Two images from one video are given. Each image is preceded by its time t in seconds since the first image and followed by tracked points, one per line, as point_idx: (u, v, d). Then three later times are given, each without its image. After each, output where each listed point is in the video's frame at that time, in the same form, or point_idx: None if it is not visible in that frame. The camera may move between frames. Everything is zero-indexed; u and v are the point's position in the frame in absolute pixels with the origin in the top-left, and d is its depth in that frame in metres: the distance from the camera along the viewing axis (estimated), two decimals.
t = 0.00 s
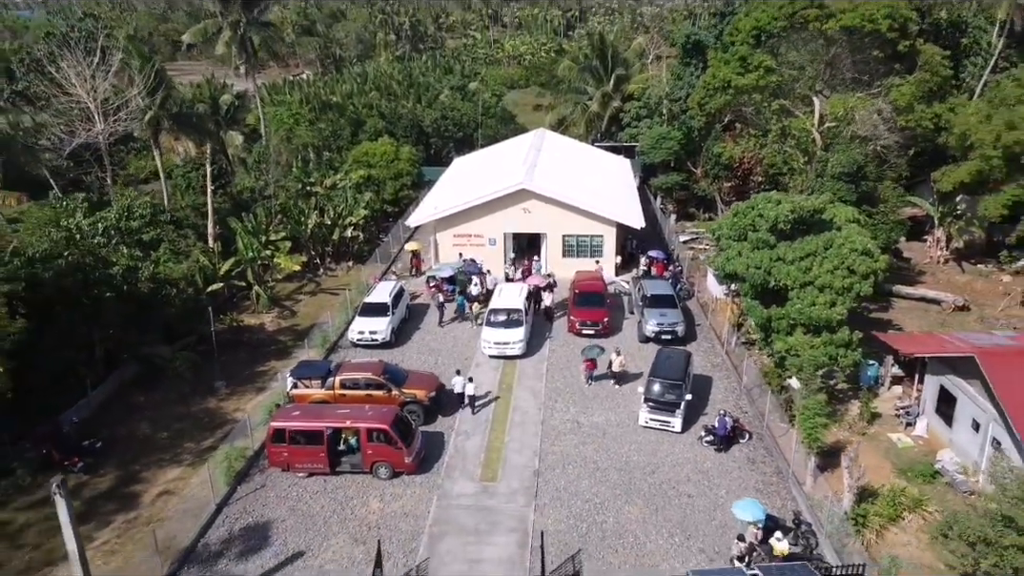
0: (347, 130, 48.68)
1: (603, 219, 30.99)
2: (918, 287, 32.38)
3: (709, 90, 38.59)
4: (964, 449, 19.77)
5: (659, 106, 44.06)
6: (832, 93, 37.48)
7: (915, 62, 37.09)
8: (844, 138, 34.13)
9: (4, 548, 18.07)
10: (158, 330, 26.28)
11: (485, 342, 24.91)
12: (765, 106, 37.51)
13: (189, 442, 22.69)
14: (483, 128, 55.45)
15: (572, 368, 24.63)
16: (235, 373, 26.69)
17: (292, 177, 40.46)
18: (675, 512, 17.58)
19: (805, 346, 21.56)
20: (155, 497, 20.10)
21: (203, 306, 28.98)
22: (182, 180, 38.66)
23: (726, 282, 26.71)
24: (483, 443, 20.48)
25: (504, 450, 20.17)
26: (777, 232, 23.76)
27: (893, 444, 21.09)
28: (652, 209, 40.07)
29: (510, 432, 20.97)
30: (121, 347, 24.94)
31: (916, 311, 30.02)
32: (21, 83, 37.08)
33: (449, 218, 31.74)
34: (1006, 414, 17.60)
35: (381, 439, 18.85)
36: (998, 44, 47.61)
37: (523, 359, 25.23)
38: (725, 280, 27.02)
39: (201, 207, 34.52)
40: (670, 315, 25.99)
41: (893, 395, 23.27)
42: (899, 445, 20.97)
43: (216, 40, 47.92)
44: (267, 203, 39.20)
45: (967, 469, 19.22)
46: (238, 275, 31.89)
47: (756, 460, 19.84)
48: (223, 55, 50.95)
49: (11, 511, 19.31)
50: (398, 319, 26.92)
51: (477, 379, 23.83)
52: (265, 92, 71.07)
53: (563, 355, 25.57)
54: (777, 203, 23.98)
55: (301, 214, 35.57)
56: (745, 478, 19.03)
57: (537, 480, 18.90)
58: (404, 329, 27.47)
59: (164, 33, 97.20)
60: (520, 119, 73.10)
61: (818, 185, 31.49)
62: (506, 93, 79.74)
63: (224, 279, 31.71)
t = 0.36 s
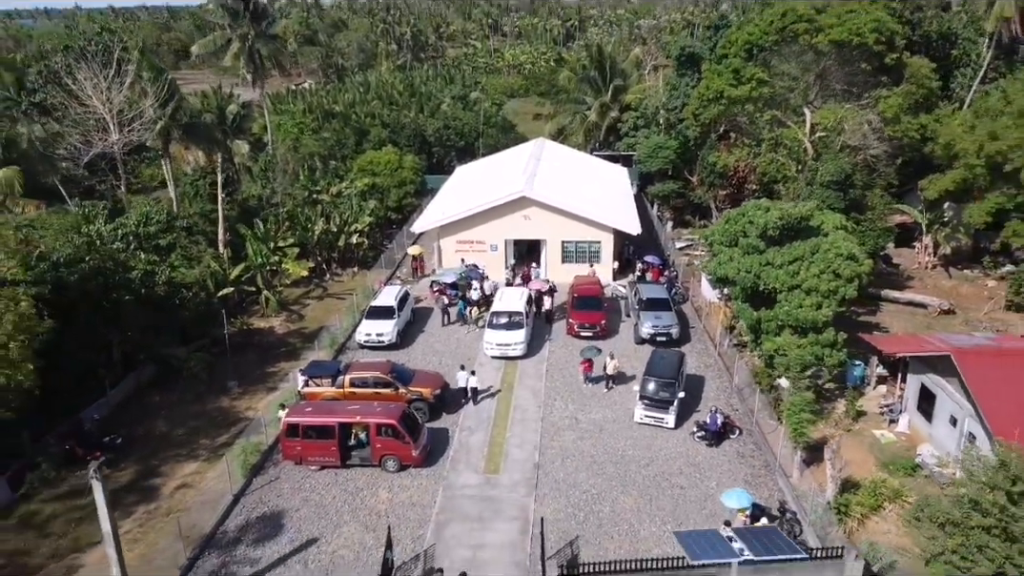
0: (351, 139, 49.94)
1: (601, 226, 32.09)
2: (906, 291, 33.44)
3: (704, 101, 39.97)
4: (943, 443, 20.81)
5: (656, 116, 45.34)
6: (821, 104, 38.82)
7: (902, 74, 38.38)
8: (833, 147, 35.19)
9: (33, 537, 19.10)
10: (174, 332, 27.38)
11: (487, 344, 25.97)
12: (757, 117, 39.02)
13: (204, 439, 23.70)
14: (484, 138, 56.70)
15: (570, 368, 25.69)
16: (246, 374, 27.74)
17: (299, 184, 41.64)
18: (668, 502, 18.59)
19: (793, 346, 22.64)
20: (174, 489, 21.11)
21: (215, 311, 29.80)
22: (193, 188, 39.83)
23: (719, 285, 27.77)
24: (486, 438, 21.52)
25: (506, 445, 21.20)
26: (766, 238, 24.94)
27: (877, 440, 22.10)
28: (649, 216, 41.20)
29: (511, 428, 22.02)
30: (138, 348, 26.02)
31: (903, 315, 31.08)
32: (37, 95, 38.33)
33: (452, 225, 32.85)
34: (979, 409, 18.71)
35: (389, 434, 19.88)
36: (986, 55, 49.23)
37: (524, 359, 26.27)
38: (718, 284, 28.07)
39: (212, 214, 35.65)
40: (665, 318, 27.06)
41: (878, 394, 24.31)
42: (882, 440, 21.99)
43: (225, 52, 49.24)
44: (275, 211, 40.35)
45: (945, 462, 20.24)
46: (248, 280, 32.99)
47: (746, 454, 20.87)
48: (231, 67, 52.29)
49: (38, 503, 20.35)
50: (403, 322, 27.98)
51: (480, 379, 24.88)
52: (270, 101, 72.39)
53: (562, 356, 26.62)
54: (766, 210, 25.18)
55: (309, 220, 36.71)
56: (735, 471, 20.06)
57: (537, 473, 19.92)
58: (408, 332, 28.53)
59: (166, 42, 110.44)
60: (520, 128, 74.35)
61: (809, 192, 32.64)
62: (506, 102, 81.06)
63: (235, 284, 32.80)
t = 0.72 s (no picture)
0: (355, 149, 51.18)
1: (598, 233, 33.22)
2: (894, 297, 34.55)
3: (698, 112, 41.17)
4: (923, 440, 21.87)
5: (653, 126, 46.61)
6: (811, 116, 40.09)
7: (889, 87, 39.69)
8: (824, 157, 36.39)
9: (58, 528, 20.14)
10: (187, 335, 28.49)
11: (489, 347, 27.06)
12: (750, 128, 40.08)
13: (218, 437, 24.73)
14: (485, 147, 57.95)
15: (568, 370, 26.78)
16: (257, 376, 28.82)
17: (305, 193, 42.83)
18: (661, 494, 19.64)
19: (781, 347, 23.74)
20: (190, 483, 22.17)
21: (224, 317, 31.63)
22: (202, 197, 41.03)
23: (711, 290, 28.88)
24: (488, 436, 22.57)
25: (507, 442, 22.24)
26: (756, 244, 26.08)
27: (861, 438, 23.14)
28: (645, 224, 42.36)
29: (512, 426, 23.06)
30: (154, 351, 27.12)
31: (891, 319, 32.19)
32: (53, 106, 39.56)
33: (454, 233, 33.99)
34: (954, 406, 19.80)
35: (397, 431, 20.94)
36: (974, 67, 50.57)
37: (524, 361, 27.36)
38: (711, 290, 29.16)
39: (222, 222, 36.81)
40: (660, 322, 28.14)
41: (863, 394, 25.39)
42: (866, 438, 23.01)
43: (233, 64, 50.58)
44: (282, 219, 41.51)
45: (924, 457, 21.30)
46: (257, 286, 34.10)
47: (735, 450, 21.92)
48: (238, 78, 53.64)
49: (62, 497, 21.40)
50: (407, 325, 29.08)
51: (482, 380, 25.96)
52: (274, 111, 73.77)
53: (561, 358, 27.70)
54: (755, 218, 26.34)
55: (315, 228, 37.89)
56: (725, 466, 21.11)
57: (537, 468, 20.97)
58: (413, 335, 29.64)
59: (168, 52, 112.37)
60: (520, 137, 75.68)
61: (799, 201, 33.83)
62: (506, 112, 82.44)
63: (244, 290, 33.92)
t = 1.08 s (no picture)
0: (359, 159, 52.38)
1: (596, 241, 34.34)
2: (883, 303, 35.66)
3: (692, 123, 42.07)
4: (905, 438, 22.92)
5: (650, 137, 47.82)
6: (803, 127, 41.30)
7: (877, 99, 40.92)
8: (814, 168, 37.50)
9: (81, 521, 21.18)
10: (200, 340, 29.58)
11: (491, 350, 28.17)
12: (743, 139, 40.61)
13: (231, 436, 25.78)
14: (486, 157, 59.19)
15: (567, 372, 27.85)
16: (267, 378, 29.89)
17: (311, 202, 43.98)
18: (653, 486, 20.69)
19: (769, 349, 24.83)
20: (206, 479, 23.19)
21: (237, 321, 32.54)
22: (212, 205, 42.16)
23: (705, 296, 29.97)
24: (490, 434, 23.64)
25: (508, 440, 23.29)
26: (747, 251, 27.17)
27: (847, 436, 24.20)
28: (642, 232, 43.51)
29: (512, 426, 24.12)
30: (169, 354, 28.21)
31: (879, 324, 33.28)
32: (67, 118, 40.79)
33: (456, 241, 35.12)
34: (932, 404, 20.88)
35: (403, 429, 22.00)
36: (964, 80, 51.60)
37: (525, 364, 28.44)
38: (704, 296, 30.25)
39: (232, 230, 37.98)
40: (655, 326, 29.23)
41: (850, 395, 26.46)
42: (852, 437, 24.05)
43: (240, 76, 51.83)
44: (289, 226, 42.59)
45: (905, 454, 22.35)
46: (265, 292, 35.20)
47: (726, 447, 22.97)
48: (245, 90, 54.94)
49: (83, 492, 22.45)
50: (412, 329, 30.19)
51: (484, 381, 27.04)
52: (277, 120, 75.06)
53: (560, 361, 28.78)
54: (746, 226, 27.44)
55: (322, 237, 39.03)
56: (715, 462, 22.15)
57: (537, 465, 22.01)
58: (417, 339, 30.74)
59: (171, 61, 114.04)
60: (520, 147, 76.95)
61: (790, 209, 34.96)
62: (506, 122, 83.75)
63: (253, 296, 35.01)
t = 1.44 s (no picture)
0: (363, 168, 53.57)
1: (593, 249, 35.45)
2: (872, 309, 36.73)
3: (688, 135, 43.59)
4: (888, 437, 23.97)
5: (647, 147, 49.03)
6: (794, 138, 42.49)
7: (867, 111, 42.11)
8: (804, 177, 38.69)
9: (102, 515, 22.22)
10: (211, 343, 30.66)
11: (492, 354, 29.24)
12: (737, 150, 41.88)
13: (242, 436, 26.81)
14: (486, 167, 60.35)
15: (565, 375, 28.92)
16: (276, 381, 30.95)
17: (316, 211, 45.12)
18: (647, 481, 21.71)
19: (759, 352, 25.92)
20: (220, 476, 24.22)
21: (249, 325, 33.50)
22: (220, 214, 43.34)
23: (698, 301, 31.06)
24: (491, 433, 24.69)
25: (509, 439, 24.35)
26: (738, 258, 28.31)
27: (833, 435, 25.25)
28: (639, 240, 44.63)
29: (513, 425, 25.17)
30: (182, 358, 29.29)
31: (868, 329, 34.36)
32: (81, 129, 42.03)
33: (457, 248, 36.25)
34: (912, 403, 21.95)
35: (409, 427, 23.04)
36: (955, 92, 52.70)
37: (525, 367, 29.51)
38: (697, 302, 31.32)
39: (241, 237, 39.08)
40: (651, 331, 30.31)
41: (837, 397, 27.52)
42: (838, 436, 25.10)
43: (247, 88, 53.09)
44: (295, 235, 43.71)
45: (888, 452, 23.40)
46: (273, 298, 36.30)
47: (717, 446, 24.03)
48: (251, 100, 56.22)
49: (102, 488, 23.49)
50: (415, 334, 31.26)
51: (485, 384, 28.10)
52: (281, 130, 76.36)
53: (558, 365, 29.85)
54: (737, 234, 28.62)
55: (327, 244, 40.17)
56: (707, 459, 23.19)
57: (537, 462, 23.06)
58: (420, 344, 31.79)
59: (175, 70, 115.58)
60: (520, 156, 78.11)
61: (781, 218, 36.11)
62: (506, 131, 84.97)
63: (261, 301, 36.09)
